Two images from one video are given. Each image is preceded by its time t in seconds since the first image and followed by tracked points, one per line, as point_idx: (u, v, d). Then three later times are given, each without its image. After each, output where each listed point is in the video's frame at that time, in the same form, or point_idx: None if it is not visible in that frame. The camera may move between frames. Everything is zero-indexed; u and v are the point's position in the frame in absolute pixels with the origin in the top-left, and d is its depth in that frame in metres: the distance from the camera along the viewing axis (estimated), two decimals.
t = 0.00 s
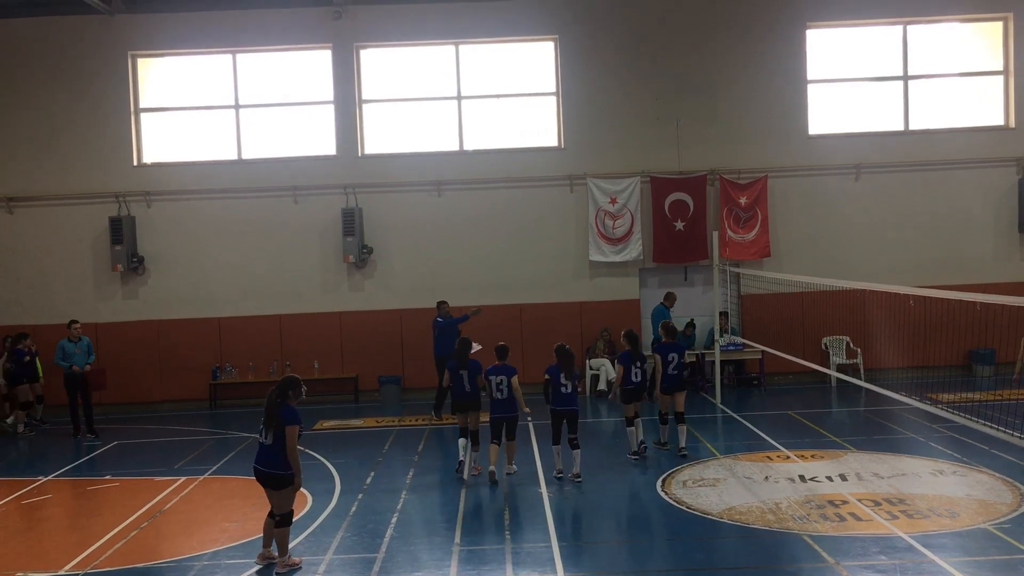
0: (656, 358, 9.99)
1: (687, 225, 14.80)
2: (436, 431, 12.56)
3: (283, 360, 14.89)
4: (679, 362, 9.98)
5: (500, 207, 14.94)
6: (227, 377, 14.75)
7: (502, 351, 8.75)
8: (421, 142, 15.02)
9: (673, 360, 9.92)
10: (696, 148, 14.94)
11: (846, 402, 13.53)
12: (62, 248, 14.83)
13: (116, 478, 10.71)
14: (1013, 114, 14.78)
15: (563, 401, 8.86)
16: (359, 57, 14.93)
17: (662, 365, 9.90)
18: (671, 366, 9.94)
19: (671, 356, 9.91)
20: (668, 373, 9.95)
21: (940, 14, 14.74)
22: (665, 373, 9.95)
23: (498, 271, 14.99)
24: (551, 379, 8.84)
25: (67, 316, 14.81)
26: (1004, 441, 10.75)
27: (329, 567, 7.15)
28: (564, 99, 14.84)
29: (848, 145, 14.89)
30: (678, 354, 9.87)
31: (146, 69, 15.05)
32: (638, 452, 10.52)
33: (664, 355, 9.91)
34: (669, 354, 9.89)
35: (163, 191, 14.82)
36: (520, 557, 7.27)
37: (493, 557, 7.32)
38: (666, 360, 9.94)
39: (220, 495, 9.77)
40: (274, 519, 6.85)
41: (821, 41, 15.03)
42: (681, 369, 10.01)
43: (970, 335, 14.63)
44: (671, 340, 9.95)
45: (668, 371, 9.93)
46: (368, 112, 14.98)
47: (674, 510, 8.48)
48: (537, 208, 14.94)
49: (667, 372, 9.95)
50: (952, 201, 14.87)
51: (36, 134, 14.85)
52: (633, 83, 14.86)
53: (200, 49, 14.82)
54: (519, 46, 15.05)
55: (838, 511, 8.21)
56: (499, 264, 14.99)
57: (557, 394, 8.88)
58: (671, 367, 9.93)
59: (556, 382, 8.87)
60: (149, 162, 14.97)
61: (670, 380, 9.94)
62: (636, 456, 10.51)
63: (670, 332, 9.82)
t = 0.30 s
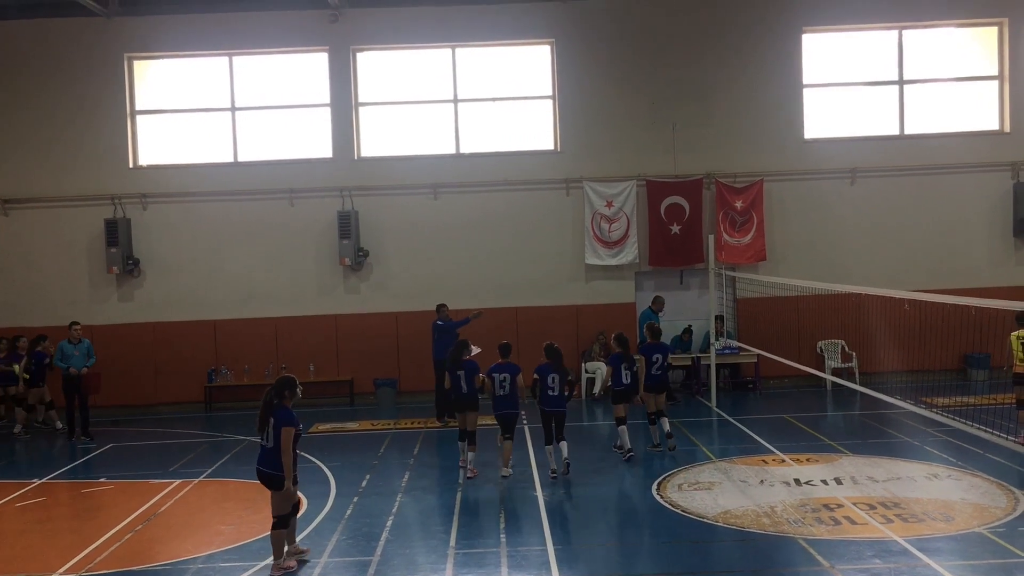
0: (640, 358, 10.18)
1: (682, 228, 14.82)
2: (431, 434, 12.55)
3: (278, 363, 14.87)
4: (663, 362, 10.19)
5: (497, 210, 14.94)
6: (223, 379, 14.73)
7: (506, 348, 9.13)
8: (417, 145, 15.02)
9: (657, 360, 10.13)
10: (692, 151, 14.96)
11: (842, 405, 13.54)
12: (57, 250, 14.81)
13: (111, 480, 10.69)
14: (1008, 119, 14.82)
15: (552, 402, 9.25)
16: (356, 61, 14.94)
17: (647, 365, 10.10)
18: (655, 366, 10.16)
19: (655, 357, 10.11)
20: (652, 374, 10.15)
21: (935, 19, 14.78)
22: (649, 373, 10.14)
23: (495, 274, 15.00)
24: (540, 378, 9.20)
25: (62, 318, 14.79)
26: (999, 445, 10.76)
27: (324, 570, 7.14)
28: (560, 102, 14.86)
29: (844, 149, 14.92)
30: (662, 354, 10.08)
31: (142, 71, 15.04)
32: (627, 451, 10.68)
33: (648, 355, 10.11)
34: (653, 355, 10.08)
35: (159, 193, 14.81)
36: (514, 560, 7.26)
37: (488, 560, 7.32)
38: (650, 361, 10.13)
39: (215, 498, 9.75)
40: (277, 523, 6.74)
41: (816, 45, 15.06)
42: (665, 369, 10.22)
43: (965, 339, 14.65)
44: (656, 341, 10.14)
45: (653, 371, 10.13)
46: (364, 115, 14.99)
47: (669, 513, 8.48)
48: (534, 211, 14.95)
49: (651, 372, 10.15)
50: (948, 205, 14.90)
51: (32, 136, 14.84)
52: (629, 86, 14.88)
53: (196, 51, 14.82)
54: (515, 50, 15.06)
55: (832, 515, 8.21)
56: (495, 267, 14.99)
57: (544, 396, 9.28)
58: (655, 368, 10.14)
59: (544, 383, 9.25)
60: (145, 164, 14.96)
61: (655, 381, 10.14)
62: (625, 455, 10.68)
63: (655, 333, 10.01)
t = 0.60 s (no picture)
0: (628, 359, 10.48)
1: (679, 231, 14.84)
2: (428, 437, 12.54)
3: (275, 365, 14.85)
4: (650, 362, 10.48)
5: (494, 213, 14.95)
6: (220, 381, 14.73)
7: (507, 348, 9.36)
8: (415, 148, 15.02)
9: (645, 361, 10.41)
10: (689, 154, 14.98)
11: (839, 409, 13.56)
12: (54, 252, 14.79)
13: (108, 482, 10.67)
14: (1004, 123, 14.86)
15: (544, 403, 9.43)
16: (354, 63, 14.94)
17: (635, 365, 10.39)
18: (643, 366, 10.44)
19: (642, 357, 10.39)
20: (641, 373, 10.43)
21: (932, 23, 14.82)
22: (638, 373, 10.42)
23: (492, 277, 15.00)
24: (534, 379, 9.33)
25: (59, 320, 14.77)
26: (996, 449, 10.77)
27: (320, 572, 7.13)
28: (557, 105, 14.88)
29: (840, 153, 14.95)
30: (649, 355, 10.37)
31: (139, 73, 15.03)
32: (611, 448, 11.10)
33: (636, 356, 10.39)
34: (640, 355, 10.38)
35: (156, 195, 14.80)
36: (511, 563, 7.26)
37: (484, 562, 7.32)
38: (638, 361, 10.42)
39: (211, 500, 9.74)
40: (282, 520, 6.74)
41: (814, 49, 15.09)
42: (653, 369, 10.50)
43: (961, 342, 14.68)
44: (643, 341, 10.42)
45: (641, 371, 10.41)
46: (361, 117, 14.99)
47: (665, 516, 8.48)
48: (532, 214, 14.96)
49: (640, 371, 10.43)
50: (944, 209, 14.93)
51: (29, 138, 14.83)
52: (626, 89, 14.90)
53: (194, 54, 14.82)
54: (513, 52, 15.07)
55: (828, 518, 8.23)
56: (492, 269, 14.99)
57: (537, 397, 9.41)
58: (643, 367, 10.42)
59: (537, 384, 9.39)
60: (143, 166, 14.95)
61: (644, 379, 10.40)
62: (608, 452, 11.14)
63: (643, 334, 10.29)
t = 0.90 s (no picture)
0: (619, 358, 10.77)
1: (679, 234, 14.84)
2: (427, 439, 12.54)
3: (274, 367, 14.84)
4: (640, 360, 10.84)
5: (493, 215, 14.95)
6: (219, 383, 14.72)
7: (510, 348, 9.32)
8: (414, 149, 15.03)
9: (635, 359, 10.76)
10: (688, 157, 14.98)
11: (838, 411, 13.57)
12: (53, 253, 14.79)
13: (106, 484, 10.66)
14: (1003, 126, 14.87)
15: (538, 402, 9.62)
16: (353, 64, 14.95)
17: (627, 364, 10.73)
18: (634, 365, 10.78)
19: (633, 356, 10.73)
20: (632, 371, 10.79)
21: (931, 26, 14.83)
22: (629, 371, 10.79)
23: (492, 279, 15.00)
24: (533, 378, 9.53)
25: (58, 321, 14.77)
26: (995, 451, 10.78)
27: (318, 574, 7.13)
28: (557, 108, 14.89)
29: (840, 156, 14.96)
30: (640, 353, 10.74)
31: (139, 75, 15.03)
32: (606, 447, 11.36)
33: (627, 355, 10.71)
34: (632, 354, 10.71)
35: (156, 196, 14.80)
36: (509, 565, 7.26)
37: (483, 564, 7.32)
38: (629, 360, 10.74)
39: (209, 502, 9.74)
40: (294, 511, 7.24)
41: (813, 52, 15.10)
42: (643, 367, 10.90)
43: (960, 345, 14.70)
44: (633, 340, 10.74)
45: (633, 369, 10.78)
46: (361, 119, 14.99)
47: (664, 518, 8.48)
48: (531, 216, 14.97)
49: (630, 369, 10.80)
50: (943, 212, 14.94)
51: (29, 139, 14.83)
52: (626, 92, 14.91)
53: (194, 55, 14.83)
54: (513, 54, 15.09)
55: (827, 520, 8.23)
56: (492, 271, 15.00)
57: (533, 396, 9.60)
58: (634, 366, 10.77)
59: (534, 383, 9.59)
60: (142, 168, 14.95)
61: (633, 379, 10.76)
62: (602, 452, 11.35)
63: (634, 334, 10.60)
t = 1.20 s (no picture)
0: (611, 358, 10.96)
1: (680, 235, 14.85)
2: (427, 440, 12.53)
3: (275, 368, 14.85)
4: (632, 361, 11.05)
5: (494, 216, 14.96)
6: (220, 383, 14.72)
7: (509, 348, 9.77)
8: (416, 151, 15.03)
9: (627, 360, 10.97)
10: (690, 159, 14.98)
11: (839, 413, 13.57)
12: (54, 253, 14.79)
13: (107, 484, 10.67)
14: (1005, 128, 14.87)
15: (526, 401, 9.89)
16: (355, 65, 14.96)
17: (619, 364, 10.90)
18: (626, 366, 10.97)
19: (625, 357, 10.95)
20: (624, 372, 10.96)
21: (932, 28, 14.84)
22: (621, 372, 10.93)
23: (493, 280, 15.00)
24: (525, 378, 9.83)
25: (59, 321, 14.77)
26: (996, 454, 10.78)
27: None
28: (559, 109, 14.89)
29: (841, 157, 14.96)
30: (631, 353, 10.98)
31: (141, 75, 15.03)
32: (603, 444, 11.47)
33: (619, 355, 10.91)
34: (624, 355, 10.93)
35: (157, 197, 14.80)
36: (510, 566, 7.26)
37: (484, 565, 7.32)
38: (622, 361, 10.94)
39: (210, 503, 9.74)
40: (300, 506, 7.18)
41: (815, 53, 15.10)
42: (635, 368, 11.06)
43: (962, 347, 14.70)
44: (625, 340, 10.97)
45: (625, 370, 10.95)
46: (362, 120, 14.99)
47: (665, 520, 8.49)
48: (532, 217, 14.97)
49: (623, 370, 10.97)
50: (945, 214, 14.95)
51: (31, 140, 14.83)
52: (627, 93, 14.92)
53: (195, 56, 14.83)
54: (515, 56, 15.09)
55: (828, 522, 8.23)
56: (493, 273, 15.00)
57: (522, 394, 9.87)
58: (626, 366, 10.96)
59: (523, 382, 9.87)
60: (144, 168, 14.96)
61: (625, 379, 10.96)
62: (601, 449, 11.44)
63: (625, 334, 10.82)
